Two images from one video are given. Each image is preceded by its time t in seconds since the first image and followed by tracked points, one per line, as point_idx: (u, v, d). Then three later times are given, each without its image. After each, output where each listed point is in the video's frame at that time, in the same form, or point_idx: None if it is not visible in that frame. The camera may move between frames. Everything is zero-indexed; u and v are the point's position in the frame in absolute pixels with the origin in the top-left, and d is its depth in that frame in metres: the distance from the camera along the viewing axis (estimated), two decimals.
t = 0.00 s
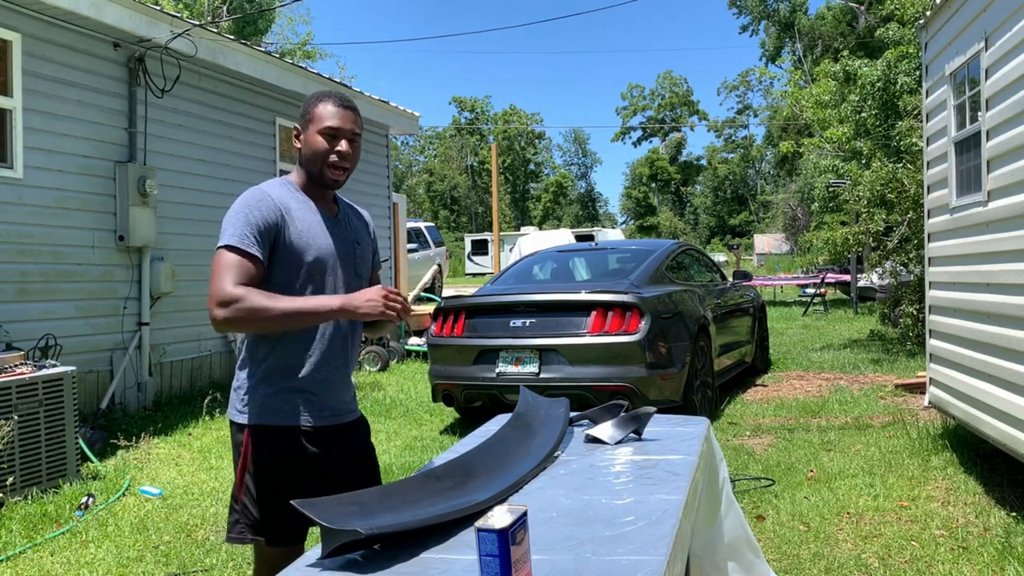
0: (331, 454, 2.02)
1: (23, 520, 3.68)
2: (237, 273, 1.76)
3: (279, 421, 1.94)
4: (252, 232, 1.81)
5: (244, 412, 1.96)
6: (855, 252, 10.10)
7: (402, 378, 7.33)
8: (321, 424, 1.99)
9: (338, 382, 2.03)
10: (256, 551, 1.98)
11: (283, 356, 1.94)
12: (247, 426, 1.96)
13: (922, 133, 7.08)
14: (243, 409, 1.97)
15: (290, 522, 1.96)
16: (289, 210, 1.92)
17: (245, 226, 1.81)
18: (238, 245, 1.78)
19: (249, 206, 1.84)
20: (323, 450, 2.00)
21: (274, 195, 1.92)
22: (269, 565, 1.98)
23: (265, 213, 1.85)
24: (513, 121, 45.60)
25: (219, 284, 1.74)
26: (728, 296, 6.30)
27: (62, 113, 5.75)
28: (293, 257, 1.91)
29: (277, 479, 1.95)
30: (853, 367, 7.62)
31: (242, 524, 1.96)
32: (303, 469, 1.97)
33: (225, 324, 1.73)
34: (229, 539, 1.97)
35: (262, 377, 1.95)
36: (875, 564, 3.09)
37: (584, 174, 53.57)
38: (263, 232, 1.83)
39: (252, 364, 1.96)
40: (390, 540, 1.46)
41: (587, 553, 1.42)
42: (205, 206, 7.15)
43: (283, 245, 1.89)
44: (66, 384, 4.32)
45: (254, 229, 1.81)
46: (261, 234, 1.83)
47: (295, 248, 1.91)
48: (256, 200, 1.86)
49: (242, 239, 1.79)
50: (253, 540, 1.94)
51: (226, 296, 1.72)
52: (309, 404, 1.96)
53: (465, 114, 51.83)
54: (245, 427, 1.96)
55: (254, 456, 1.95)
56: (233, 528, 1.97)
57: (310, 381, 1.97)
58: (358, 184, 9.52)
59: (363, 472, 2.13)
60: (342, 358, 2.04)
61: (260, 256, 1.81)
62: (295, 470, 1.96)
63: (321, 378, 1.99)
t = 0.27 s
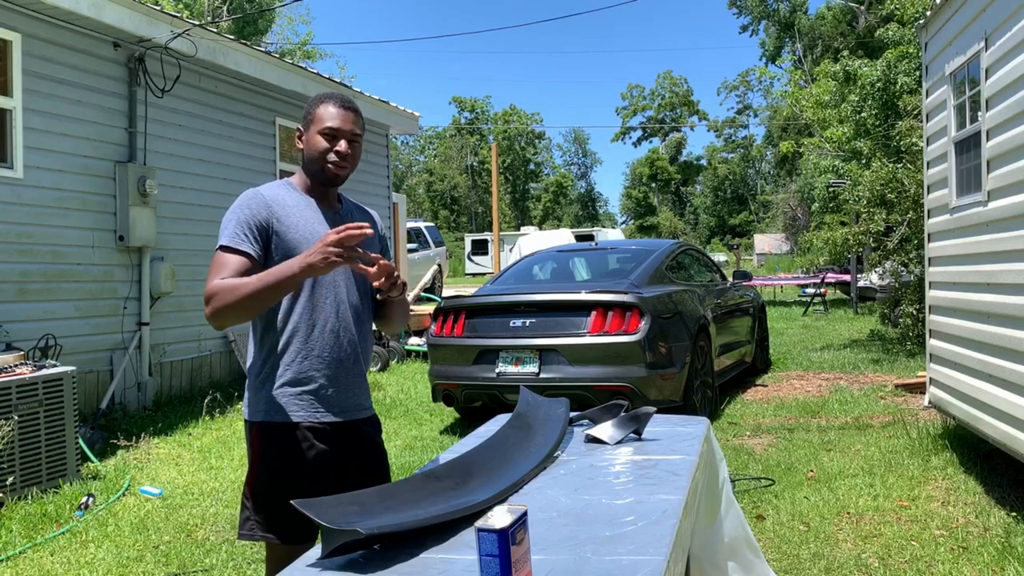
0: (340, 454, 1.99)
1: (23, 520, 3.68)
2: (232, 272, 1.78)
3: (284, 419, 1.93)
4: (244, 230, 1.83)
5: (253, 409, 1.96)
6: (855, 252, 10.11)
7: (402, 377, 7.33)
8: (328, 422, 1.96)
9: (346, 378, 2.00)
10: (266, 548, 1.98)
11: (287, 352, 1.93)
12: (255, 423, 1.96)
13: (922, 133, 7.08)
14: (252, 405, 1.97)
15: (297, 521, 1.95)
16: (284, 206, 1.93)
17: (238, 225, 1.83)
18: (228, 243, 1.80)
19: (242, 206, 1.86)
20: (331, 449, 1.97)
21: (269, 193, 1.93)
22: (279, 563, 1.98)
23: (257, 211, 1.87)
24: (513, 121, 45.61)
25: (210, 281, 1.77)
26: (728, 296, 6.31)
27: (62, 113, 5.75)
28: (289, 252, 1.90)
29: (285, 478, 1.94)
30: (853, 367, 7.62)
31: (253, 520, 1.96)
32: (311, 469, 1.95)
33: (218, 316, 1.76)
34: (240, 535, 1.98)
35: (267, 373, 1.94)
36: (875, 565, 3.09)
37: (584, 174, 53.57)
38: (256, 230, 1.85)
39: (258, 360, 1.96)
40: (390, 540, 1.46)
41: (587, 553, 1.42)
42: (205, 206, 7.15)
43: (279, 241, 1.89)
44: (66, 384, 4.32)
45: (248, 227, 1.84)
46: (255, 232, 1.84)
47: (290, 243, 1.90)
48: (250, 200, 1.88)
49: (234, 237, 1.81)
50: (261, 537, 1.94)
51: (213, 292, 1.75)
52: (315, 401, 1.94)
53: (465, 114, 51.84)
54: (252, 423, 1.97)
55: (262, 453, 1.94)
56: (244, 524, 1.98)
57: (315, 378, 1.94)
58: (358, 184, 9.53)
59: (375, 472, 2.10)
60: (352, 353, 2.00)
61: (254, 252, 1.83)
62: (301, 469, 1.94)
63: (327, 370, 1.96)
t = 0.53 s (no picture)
0: (348, 451, 1.98)
1: (23, 520, 3.68)
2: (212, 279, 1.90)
3: (290, 417, 1.93)
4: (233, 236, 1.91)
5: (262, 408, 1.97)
6: (855, 252, 10.11)
7: (402, 377, 7.33)
8: (335, 419, 1.95)
9: (350, 373, 1.98)
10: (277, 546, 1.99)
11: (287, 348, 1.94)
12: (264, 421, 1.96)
13: (922, 133, 7.08)
14: (261, 404, 1.98)
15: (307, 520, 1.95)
16: (273, 210, 1.97)
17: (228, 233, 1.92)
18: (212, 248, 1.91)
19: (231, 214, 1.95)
20: (339, 447, 1.96)
21: (261, 199, 1.99)
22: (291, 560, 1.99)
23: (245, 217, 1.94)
24: (513, 121, 45.61)
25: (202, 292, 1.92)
26: (727, 296, 6.31)
27: (62, 113, 5.75)
28: (279, 252, 1.94)
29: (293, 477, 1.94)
30: (853, 367, 7.62)
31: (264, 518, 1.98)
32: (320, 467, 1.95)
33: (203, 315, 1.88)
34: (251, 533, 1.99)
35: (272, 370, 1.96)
36: (875, 564, 3.09)
37: (584, 174, 53.57)
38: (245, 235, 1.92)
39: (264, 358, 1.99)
40: (390, 540, 1.46)
41: (587, 553, 1.42)
42: (205, 206, 7.15)
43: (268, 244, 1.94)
44: (66, 384, 4.32)
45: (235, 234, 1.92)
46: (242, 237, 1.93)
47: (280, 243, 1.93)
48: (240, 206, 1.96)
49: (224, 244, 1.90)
50: (272, 535, 1.95)
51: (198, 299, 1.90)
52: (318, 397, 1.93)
53: (465, 114, 51.84)
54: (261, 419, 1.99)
55: (271, 452, 1.95)
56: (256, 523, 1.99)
57: (318, 372, 1.94)
58: (358, 184, 9.53)
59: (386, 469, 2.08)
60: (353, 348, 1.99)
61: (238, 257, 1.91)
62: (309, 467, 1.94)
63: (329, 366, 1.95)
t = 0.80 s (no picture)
0: (339, 453, 1.96)
1: (23, 520, 3.68)
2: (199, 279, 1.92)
3: (279, 416, 1.94)
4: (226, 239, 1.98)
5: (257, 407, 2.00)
6: (855, 252, 10.11)
7: (402, 377, 7.33)
8: (323, 420, 1.94)
9: (339, 374, 1.96)
10: (273, 545, 2.01)
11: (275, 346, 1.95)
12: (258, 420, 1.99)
13: (922, 133, 7.08)
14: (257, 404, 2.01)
15: (296, 520, 1.96)
16: (262, 211, 2.00)
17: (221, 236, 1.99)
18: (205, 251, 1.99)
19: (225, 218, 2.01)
20: (330, 449, 1.96)
21: (254, 201, 2.03)
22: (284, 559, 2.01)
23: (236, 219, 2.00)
24: (513, 121, 45.61)
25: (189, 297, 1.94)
26: (727, 296, 6.31)
27: (62, 113, 5.75)
28: (265, 253, 1.95)
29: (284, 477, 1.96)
30: (853, 367, 7.62)
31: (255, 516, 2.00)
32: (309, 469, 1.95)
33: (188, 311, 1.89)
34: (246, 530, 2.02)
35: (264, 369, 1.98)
36: (875, 564, 3.09)
37: (584, 174, 53.57)
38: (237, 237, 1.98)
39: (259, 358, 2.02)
40: (390, 540, 1.46)
41: (587, 553, 1.42)
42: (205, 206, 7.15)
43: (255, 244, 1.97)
44: (66, 384, 4.32)
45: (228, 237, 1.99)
46: (231, 239, 1.98)
47: (266, 244, 1.95)
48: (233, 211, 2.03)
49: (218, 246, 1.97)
50: (263, 533, 1.97)
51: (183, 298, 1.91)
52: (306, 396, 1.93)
53: (465, 114, 51.85)
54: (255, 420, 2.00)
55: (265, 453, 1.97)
56: (248, 520, 2.02)
57: (305, 372, 1.94)
58: (358, 184, 9.53)
59: (383, 472, 2.06)
60: (343, 351, 1.96)
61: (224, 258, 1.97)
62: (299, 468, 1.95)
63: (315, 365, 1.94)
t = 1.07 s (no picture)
0: (333, 454, 1.96)
1: (23, 520, 3.68)
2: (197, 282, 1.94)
3: (274, 416, 1.94)
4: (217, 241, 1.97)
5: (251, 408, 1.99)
6: (855, 252, 10.11)
7: (401, 377, 7.34)
8: (319, 421, 1.94)
9: (334, 374, 1.96)
10: (266, 547, 1.99)
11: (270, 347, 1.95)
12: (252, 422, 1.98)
13: (922, 133, 7.08)
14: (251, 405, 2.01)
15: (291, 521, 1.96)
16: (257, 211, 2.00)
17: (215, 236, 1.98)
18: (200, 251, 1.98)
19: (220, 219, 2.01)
20: (326, 450, 1.96)
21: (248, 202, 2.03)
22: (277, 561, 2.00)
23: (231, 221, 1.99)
24: (513, 121, 45.62)
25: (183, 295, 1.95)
26: (727, 296, 6.31)
27: (62, 113, 5.75)
28: (262, 253, 1.95)
29: (279, 476, 1.95)
30: (853, 367, 7.62)
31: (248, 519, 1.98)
32: (305, 469, 1.95)
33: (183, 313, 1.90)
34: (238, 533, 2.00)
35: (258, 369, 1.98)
36: (875, 564, 3.09)
37: (584, 174, 53.57)
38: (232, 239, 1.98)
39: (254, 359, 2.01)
40: (390, 540, 1.46)
41: (587, 553, 1.42)
42: (205, 206, 7.15)
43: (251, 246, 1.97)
44: (66, 384, 4.32)
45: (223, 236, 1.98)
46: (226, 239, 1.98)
47: (261, 244, 1.95)
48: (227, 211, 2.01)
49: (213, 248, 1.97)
50: (256, 535, 1.96)
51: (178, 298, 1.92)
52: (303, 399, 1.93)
53: (465, 114, 51.86)
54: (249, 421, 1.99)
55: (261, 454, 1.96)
56: (241, 523, 2.00)
57: (300, 372, 1.94)
58: (358, 184, 9.52)
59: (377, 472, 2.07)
60: (337, 350, 1.97)
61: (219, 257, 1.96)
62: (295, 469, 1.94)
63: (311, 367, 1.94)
